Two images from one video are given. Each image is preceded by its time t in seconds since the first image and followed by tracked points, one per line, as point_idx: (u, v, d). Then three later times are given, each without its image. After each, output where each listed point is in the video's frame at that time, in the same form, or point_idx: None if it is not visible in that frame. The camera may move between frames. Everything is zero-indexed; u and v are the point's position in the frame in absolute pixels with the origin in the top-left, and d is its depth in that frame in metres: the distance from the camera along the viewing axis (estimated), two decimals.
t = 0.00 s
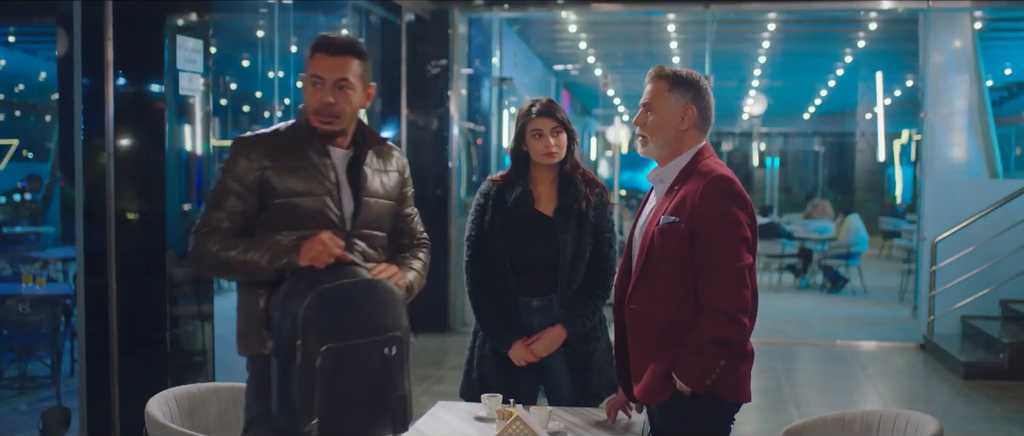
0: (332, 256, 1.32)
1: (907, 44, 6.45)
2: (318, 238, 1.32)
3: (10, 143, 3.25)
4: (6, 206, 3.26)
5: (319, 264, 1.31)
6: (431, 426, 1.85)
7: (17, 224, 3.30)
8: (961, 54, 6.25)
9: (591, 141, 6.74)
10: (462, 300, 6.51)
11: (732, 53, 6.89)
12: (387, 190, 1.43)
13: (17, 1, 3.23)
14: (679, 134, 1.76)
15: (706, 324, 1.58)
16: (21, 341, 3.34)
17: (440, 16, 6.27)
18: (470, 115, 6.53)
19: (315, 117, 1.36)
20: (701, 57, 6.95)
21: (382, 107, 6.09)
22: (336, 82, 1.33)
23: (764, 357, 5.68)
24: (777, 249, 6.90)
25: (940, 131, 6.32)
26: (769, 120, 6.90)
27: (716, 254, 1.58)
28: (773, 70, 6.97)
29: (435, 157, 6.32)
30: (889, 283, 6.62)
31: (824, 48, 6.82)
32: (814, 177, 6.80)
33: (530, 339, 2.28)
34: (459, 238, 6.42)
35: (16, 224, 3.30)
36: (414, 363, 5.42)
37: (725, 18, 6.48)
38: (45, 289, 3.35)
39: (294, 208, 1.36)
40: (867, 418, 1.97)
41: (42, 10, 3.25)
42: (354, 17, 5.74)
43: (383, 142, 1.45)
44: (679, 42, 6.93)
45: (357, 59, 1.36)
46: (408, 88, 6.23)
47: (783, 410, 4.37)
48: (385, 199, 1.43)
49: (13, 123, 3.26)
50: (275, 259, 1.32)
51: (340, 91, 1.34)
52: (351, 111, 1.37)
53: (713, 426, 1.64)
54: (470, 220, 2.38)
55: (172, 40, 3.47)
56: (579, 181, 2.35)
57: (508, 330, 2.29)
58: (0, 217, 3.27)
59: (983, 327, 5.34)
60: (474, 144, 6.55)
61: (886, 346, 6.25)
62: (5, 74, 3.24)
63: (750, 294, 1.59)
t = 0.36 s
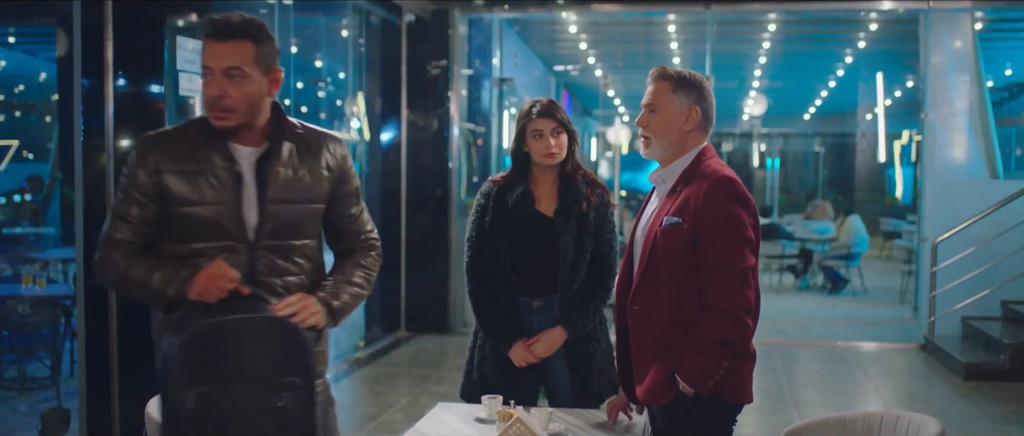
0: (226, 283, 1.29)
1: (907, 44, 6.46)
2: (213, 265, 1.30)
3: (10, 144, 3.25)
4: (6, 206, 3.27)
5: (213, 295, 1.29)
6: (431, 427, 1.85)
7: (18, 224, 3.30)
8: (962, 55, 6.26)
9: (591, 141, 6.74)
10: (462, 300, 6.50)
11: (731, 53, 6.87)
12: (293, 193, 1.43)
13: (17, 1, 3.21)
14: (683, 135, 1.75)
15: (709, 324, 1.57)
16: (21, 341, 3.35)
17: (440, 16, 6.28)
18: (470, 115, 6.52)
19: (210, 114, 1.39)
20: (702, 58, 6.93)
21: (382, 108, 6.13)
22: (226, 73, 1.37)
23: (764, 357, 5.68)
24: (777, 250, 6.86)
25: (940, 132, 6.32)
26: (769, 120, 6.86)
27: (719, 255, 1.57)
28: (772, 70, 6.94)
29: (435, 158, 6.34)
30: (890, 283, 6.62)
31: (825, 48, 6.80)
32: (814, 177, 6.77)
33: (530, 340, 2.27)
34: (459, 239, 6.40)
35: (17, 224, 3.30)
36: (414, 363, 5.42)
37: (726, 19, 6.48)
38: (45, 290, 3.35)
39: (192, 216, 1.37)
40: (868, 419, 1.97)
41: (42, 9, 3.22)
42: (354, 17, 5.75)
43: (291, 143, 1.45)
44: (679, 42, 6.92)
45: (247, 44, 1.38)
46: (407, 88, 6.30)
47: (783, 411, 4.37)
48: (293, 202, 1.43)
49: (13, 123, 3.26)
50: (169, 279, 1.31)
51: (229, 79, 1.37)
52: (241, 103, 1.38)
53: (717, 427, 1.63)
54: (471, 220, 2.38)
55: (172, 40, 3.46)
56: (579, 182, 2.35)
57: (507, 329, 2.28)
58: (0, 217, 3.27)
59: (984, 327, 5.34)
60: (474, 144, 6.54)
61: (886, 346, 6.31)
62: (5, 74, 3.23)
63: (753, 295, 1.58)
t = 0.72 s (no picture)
0: (100, 301, 1.18)
1: (908, 44, 6.47)
2: (97, 280, 1.21)
3: (11, 144, 3.14)
4: (6, 207, 3.14)
5: (85, 309, 1.18)
6: (431, 428, 1.84)
7: (17, 224, 3.18)
8: (962, 55, 6.23)
9: (591, 141, 6.74)
10: (462, 300, 6.49)
11: (732, 53, 6.91)
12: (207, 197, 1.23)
13: (18, 1, 3.11)
14: (689, 134, 1.74)
15: (712, 325, 1.56)
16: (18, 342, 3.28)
17: (440, 16, 6.27)
18: (470, 115, 6.50)
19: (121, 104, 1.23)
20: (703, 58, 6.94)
21: (381, 108, 6.13)
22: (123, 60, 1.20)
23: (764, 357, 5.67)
24: (777, 250, 6.86)
25: (942, 132, 6.27)
26: (769, 120, 6.87)
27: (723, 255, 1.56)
28: (773, 70, 7.00)
29: (435, 158, 6.32)
30: (890, 283, 6.59)
31: (825, 48, 6.85)
32: (814, 177, 6.76)
33: (530, 341, 2.26)
34: (459, 239, 6.39)
35: (16, 225, 3.18)
36: (414, 363, 5.41)
37: (727, 18, 6.46)
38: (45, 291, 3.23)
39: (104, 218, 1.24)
40: (872, 420, 1.95)
41: (42, 9, 3.13)
42: (355, 17, 5.74)
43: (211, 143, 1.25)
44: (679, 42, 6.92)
45: (155, 29, 1.20)
46: (407, 88, 6.28)
47: (784, 411, 4.36)
48: (205, 203, 1.23)
49: (14, 124, 3.15)
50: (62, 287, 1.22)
51: (129, 65, 1.20)
52: (145, 92, 1.21)
53: (719, 428, 1.62)
54: (471, 220, 2.36)
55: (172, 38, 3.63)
56: (580, 183, 2.34)
57: (507, 329, 2.27)
58: None
59: (985, 328, 5.32)
60: (474, 144, 6.53)
61: (887, 347, 6.23)
62: (5, 74, 3.13)
63: (756, 296, 1.57)
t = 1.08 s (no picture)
0: None
1: (909, 44, 6.48)
2: None
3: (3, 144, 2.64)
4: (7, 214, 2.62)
5: None
6: (430, 431, 1.81)
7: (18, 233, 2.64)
8: (964, 54, 6.17)
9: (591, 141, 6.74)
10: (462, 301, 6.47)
11: (733, 53, 6.93)
12: (84, 209, 1.11)
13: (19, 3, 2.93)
14: (694, 133, 1.71)
15: (718, 326, 1.53)
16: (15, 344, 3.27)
17: (440, 15, 6.23)
18: (470, 115, 6.47)
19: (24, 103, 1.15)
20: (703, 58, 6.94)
21: (382, 108, 6.11)
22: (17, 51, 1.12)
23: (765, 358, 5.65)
24: (778, 250, 6.85)
25: (944, 132, 6.21)
26: (769, 120, 6.88)
27: (728, 257, 1.54)
28: (773, 70, 7.08)
29: (434, 158, 6.29)
30: (891, 284, 6.58)
31: (825, 48, 6.90)
32: (815, 177, 6.75)
33: (530, 343, 2.24)
34: (459, 239, 6.37)
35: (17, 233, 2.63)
36: (413, 364, 5.38)
37: (727, 18, 6.43)
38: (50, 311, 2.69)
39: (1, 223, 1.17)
40: (878, 423, 1.93)
41: None
42: (355, 17, 5.72)
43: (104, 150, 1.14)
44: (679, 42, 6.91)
45: (55, 18, 1.12)
46: (407, 87, 6.25)
47: (786, 413, 4.33)
48: (84, 224, 1.11)
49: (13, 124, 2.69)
50: None
51: (23, 58, 1.11)
52: (37, 91, 1.12)
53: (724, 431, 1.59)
54: (471, 220, 2.33)
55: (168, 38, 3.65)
56: (580, 184, 2.31)
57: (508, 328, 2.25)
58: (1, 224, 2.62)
59: (987, 328, 5.28)
60: (474, 144, 6.51)
61: (889, 347, 6.14)
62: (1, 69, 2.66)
63: (762, 298, 1.54)
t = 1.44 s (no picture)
0: None
1: (910, 43, 6.42)
2: None
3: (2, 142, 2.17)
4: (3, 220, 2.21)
5: None
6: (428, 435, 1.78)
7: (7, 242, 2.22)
8: (966, 53, 6.20)
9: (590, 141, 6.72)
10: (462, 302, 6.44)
11: (732, 53, 6.80)
12: None
13: None
14: (699, 132, 1.68)
15: (724, 328, 1.50)
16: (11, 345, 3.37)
17: (440, 14, 6.19)
18: (470, 115, 6.45)
19: None
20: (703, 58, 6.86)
21: (381, 107, 6.09)
22: None
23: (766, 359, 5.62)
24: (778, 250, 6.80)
25: (945, 131, 6.25)
26: (769, 120, 6.76)
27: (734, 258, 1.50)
28: (774, 70, 6.84)
29: (433, 158, 6.26)
30: (892, 284, 6.56)
31: (825, 48, 6.73)
32: (815, 177, 6.71)
33: (528, 345, 2.20)
34: (459, 239, 6.33)
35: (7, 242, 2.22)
36: (412, 366, 5.34)
37: (729, 17, 6.39)
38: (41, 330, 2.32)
39: None
40: (885, 427, 1.90)
41: None
42: (354, 16, 5.69)
43: None
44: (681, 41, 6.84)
45: None
46: (407, 87, 6.22)
47: (788, 414, 4.30)
48: None
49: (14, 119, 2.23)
50: None
51: None
52: None
53: None
54: (470, 220, 2.30)
55: (164, 36, 3.61)
56: (579, 184, 2.27)
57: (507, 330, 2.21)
58: None
59: (990, 329, 5.25)
60: (474, 144, 6.49)
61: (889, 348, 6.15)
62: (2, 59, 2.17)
63: (769, 299, 1.51)
